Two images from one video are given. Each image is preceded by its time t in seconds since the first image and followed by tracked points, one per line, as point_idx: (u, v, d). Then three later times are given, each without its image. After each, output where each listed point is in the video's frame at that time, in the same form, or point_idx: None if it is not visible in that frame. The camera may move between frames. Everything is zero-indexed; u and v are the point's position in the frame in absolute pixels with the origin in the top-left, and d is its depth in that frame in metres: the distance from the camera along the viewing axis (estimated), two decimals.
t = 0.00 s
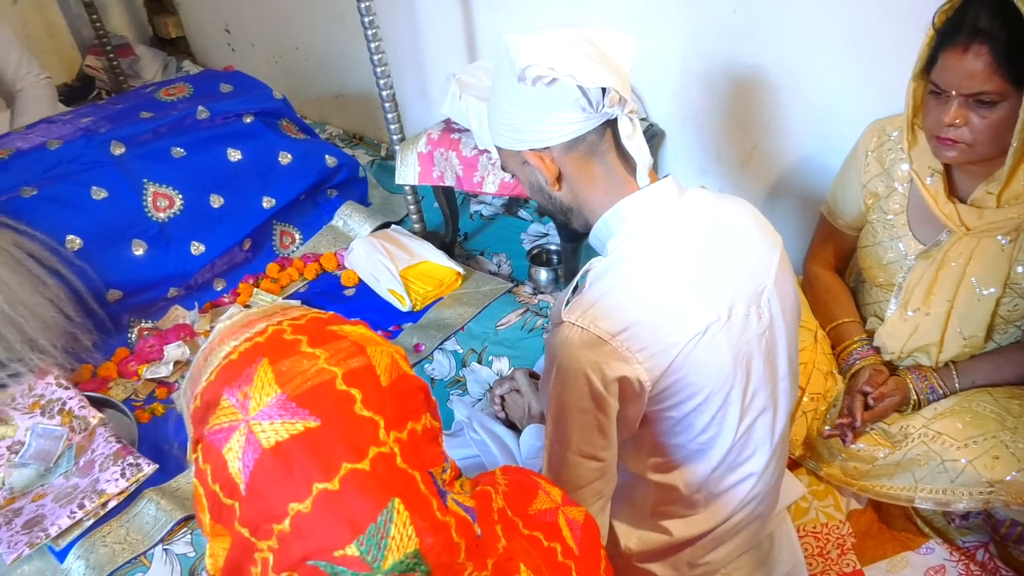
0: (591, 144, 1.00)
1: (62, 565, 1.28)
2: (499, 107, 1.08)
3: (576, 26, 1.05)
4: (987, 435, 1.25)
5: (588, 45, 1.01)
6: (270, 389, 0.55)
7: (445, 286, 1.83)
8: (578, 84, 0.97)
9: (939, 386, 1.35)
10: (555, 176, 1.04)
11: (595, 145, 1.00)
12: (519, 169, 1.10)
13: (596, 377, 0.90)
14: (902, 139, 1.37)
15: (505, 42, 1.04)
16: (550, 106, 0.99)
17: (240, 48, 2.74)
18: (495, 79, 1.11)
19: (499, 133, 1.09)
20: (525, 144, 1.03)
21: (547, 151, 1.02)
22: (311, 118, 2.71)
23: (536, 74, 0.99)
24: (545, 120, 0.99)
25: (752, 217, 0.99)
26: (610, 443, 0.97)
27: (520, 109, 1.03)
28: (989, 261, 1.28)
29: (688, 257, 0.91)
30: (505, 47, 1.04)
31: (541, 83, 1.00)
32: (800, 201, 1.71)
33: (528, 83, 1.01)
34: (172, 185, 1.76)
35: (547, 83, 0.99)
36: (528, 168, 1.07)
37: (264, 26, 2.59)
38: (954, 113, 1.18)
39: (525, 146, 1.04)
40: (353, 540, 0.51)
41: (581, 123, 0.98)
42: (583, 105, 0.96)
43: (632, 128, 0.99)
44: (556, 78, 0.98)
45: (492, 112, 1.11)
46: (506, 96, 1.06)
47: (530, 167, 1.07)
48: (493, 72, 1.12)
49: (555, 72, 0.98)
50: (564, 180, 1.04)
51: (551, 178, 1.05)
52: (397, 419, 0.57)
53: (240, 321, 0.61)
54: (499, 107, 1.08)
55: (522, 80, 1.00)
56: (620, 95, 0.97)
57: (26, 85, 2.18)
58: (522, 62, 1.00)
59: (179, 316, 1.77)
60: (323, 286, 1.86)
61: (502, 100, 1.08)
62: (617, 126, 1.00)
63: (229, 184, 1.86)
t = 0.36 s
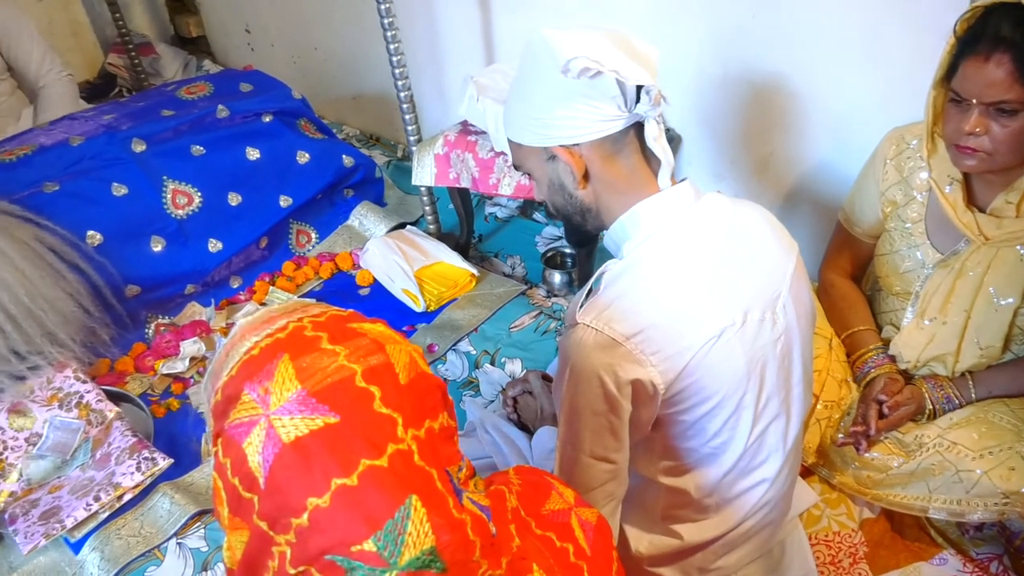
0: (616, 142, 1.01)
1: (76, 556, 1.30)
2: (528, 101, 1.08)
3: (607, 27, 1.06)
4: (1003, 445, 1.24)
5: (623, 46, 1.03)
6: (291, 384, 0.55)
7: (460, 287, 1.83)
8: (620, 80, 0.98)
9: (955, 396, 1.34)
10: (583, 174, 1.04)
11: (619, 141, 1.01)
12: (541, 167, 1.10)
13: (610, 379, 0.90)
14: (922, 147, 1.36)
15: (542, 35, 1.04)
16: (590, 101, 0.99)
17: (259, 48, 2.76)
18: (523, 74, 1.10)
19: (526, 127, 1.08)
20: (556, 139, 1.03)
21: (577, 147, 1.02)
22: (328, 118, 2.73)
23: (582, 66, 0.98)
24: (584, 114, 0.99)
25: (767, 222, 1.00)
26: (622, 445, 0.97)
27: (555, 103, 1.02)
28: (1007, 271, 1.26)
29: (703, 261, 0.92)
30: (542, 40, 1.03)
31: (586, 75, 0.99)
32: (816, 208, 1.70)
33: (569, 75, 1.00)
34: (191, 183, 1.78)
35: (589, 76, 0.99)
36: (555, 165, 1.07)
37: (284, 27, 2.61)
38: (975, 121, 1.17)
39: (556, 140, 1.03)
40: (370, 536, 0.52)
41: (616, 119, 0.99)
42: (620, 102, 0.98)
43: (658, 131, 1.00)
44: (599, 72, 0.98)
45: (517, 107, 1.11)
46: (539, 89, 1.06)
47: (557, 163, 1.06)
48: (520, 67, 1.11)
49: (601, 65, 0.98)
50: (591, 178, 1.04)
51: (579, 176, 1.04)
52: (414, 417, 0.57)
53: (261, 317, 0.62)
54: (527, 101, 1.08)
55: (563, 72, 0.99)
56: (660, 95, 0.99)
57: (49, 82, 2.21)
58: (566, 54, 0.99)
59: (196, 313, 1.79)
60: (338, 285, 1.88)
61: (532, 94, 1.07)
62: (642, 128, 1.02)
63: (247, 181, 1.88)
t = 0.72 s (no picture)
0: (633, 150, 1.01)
1: (92, 551, 1.31)
2: (550, 103, 1.08)
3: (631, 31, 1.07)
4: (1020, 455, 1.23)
5: (648, 53, 1.04)
6: (313, 382, 0.56)
7: (473, 289, 1.84)
8: (644, 85, 0.98)
9: (971, 404, 1.33)
10: (603, 179, 1.05)
11: (640, 147, 1.02)
12: (560, 170, 1.11)
13: (626, 383, 0.92)
14: (940, 154, 1.35)
15: (568, 39, 1.05)
16: (613, 106, 1.00)
17: (276, 49, 2.78)
18: (546, 75, 1.11)
19: (547, 128, 1.09)
20: (578, 144, 1.04)
21: (597, 151, 1.03)
22: (343, 119, 2.74)
23: (607, 72, 0.99)
24: (606, 118, 1.00)
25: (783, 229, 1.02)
26: (637, 450, 0.99)
27: (578, 106, 1.03)
28: None
29: (720, 268, 0.94)
30: (568, 44, 1.04)
31: (610, 81, 1.00)
32: (832, 213, 1.69)
33: (593, 80, 1.01)
34: (208, 182, 1.79)
35: (614, 82, 1.00)
36: (574, 168, 1.07)
37: (300, 28, 2.62)
38: (994, 128, 1.16)
39: (576, 143, 1.04)
40: (391, 533, 0.52)
41: (639, 124, 0.99)
42: (643, 108, 0.98)
43: (678, 136, 1.02)
44: (624, 78, 0.99)
45: (538, 108, 1.11)
46: (562, 92, 1.07)
47: (577, 167, 1.07)
48: (544, 68, 1.12)
49: (626, 72, 0.99)
50: (610, 183, 1.05)
51: (598, 179, 1.04)
52: (435, 416, 0.57)
53: (285, 315, 0.62)
54: (549, 103, 1.08)
55: (588, 77, 1.00)
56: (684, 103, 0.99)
57: (68, 81, 2.22)
58: (592, 59, 1.00)
59: (211, 310, 1.80)
60: (352, 285, 1.88)
61: (555, 96, 1.08)
62: (663, 135, 1.02)
63: (263, 181, 1.89)
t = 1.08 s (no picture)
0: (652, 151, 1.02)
1: (106, 547, 1.32)
2: (568, 102, 1.08)
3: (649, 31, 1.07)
4: None
5: (668, 54, 1.04)
6: (333, 384, 0.56)
7: (486, 289, 1.84)
8: (665, 88, 0.99)
9: (989, 410, 1.33)
10: (619, 179, 1.05)
11: (659, 149, 1.03)
12: (576, 171, 1.11)
13: (642, 386, 0.92)
14: (958, 157, 1.33)
15: (590, 40, 1.05)
16: (632, 107, 1.00)
17: (290, 48, 2.79)
18: (565, 75, 1.11)
19: (564, 127, 1.09)
20: (593, 143, 1.04)
21: (615, 152, 1.03)
22: (357, 119, 2.75)
23: (628, 74, 0.99)
24: (625, 119, 1.00)
25: (798, 235, 1.03)
26: (652, 453, 1.00)
27: (597, 106, 1.03)
28: None
29: (735, 273, 0.95)
30: (590, 44, 1.04)
31: (631, 83, 1.00)
32: (848, 216, 1.68)
33: (614, 81, 1.01)
34: (223, 181, 1.80)
35: (635, 84, 1.00)
36: (589, 169, 1.07)
37: (315, 27, 2.63)
38: (1015, 132, 1.14)
39: (593, 142, 1.04)
40: (411, 537, 0.52)
41: (658, 126, 1.01)
42: (663, 111, 1.00)
43: (696, 139, 1.03)
44: (645, 80, 1.00)
45: (556, 106, 1.11)
46: (581, 91, 1.07)
47: (592, 169, 1.06)
48: (563, 67, 1.12)
49: (648, 74, 0.99)
50: (627, 184, 1.05)
51: (614, 180, 1.04)
52: (454, 419, 0.57)
53: (305, 316, 0.63)
54: (567, 101, 1.08)
55: (609, 77, 1.01)
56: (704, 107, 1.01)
57: (85, 80, 2.24)
58: (613, 60, 1.00)
59: (225, 309, 1.80)
60: (365, 285, 1.89)
61: (573, 95, 1.08)
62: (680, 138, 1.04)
63: (278, 181, 1.89)
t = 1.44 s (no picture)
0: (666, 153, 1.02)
1: (117, 543, 1.32)
2: (583, 103, 1.08)
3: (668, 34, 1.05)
4: None
5: (683, 53, 1.03)
6: (350, 386, 0.55)
7: (497, 289, 1.83)
8: (681, 90, 0.98)
9: (1004, 416, 1.32)
10: (634, 181, 1.04)
11: (673, 151, 1.03)
12: (590, 172, 1.11)
13: (655, 389, 0.92)
14: (976, 160, 1.28)
15: (605, 40, 1.04)
16: (647, 108, 1.00)
17: (302, 46, 2.79)
18: (581, 74, 1.11)
19: (579, 129, 1.09)
20: (608, 145, 1.04)
21: (629, 153, 1.03)
22: (368, 117, 2.75)
23: (644, 75, 0.98)
24: (639, 120, 1.00)
25: (813, 238, 1.02)
26: (665, 456, 0.99)
27: (612, 107, 1.03)
28: None
29: (750, 274, 0.94)
30: (605, 46, 1.04)
31: (647, 84, 1.00)
32: (862, 218, 1.67)
33: (629, 82, 1.00)
34: (235, 178, 1.80)
35: (650, 85, 1.00)
36: (603, 169, 1.07)
37: (327, 25, 2.63)
38: None
39: (608, 143, 1.04)
40: (427, 540, 0.52)
41: (672, 128, 1.00)
42: (679, 112, 0.99)
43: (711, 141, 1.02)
44: (661, 81, 0.99)
45: (570, 106, 1.11)
46: (595, 92, 1.06)
47: (606, 168, 1.06)
48: (578, 67, 1.11)
49: (664, 75, 0.98)
50: (641, 186, 1.05)
51: (629, 182, 1.04)
52: (470, 422, 0.57)
53: (322, 317, 0.62)
54: (582, 102, 1.08)
55: (624, 78, 1.00)
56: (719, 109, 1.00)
57: (98, 77, 2.24)
58: (628, 60, 0.99)
59: (236, 306, 1.81)
60: (376, 284, 1.89)
61: (588, 96, 1.08)
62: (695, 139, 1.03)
63: (290, 179, 1.89)
